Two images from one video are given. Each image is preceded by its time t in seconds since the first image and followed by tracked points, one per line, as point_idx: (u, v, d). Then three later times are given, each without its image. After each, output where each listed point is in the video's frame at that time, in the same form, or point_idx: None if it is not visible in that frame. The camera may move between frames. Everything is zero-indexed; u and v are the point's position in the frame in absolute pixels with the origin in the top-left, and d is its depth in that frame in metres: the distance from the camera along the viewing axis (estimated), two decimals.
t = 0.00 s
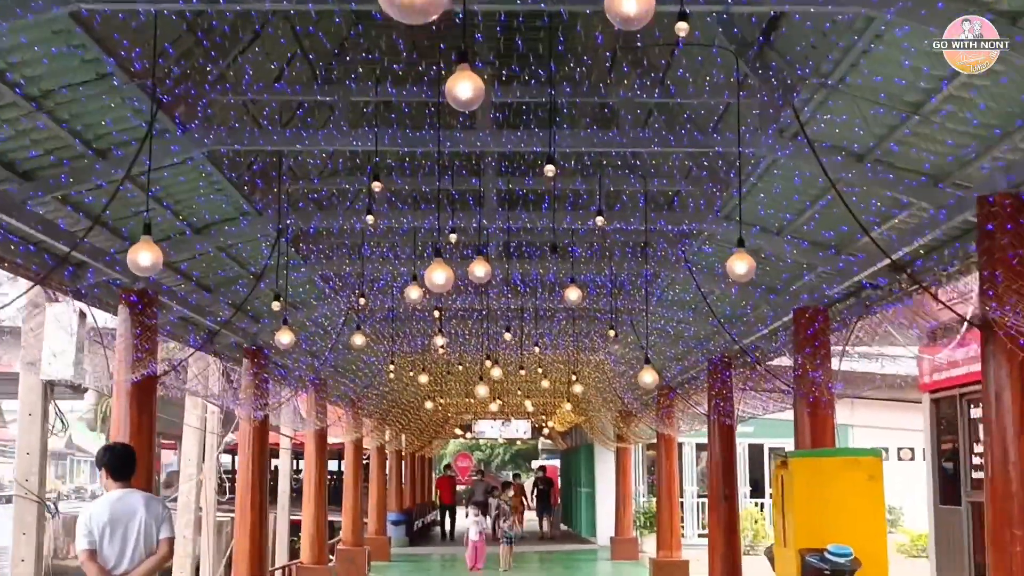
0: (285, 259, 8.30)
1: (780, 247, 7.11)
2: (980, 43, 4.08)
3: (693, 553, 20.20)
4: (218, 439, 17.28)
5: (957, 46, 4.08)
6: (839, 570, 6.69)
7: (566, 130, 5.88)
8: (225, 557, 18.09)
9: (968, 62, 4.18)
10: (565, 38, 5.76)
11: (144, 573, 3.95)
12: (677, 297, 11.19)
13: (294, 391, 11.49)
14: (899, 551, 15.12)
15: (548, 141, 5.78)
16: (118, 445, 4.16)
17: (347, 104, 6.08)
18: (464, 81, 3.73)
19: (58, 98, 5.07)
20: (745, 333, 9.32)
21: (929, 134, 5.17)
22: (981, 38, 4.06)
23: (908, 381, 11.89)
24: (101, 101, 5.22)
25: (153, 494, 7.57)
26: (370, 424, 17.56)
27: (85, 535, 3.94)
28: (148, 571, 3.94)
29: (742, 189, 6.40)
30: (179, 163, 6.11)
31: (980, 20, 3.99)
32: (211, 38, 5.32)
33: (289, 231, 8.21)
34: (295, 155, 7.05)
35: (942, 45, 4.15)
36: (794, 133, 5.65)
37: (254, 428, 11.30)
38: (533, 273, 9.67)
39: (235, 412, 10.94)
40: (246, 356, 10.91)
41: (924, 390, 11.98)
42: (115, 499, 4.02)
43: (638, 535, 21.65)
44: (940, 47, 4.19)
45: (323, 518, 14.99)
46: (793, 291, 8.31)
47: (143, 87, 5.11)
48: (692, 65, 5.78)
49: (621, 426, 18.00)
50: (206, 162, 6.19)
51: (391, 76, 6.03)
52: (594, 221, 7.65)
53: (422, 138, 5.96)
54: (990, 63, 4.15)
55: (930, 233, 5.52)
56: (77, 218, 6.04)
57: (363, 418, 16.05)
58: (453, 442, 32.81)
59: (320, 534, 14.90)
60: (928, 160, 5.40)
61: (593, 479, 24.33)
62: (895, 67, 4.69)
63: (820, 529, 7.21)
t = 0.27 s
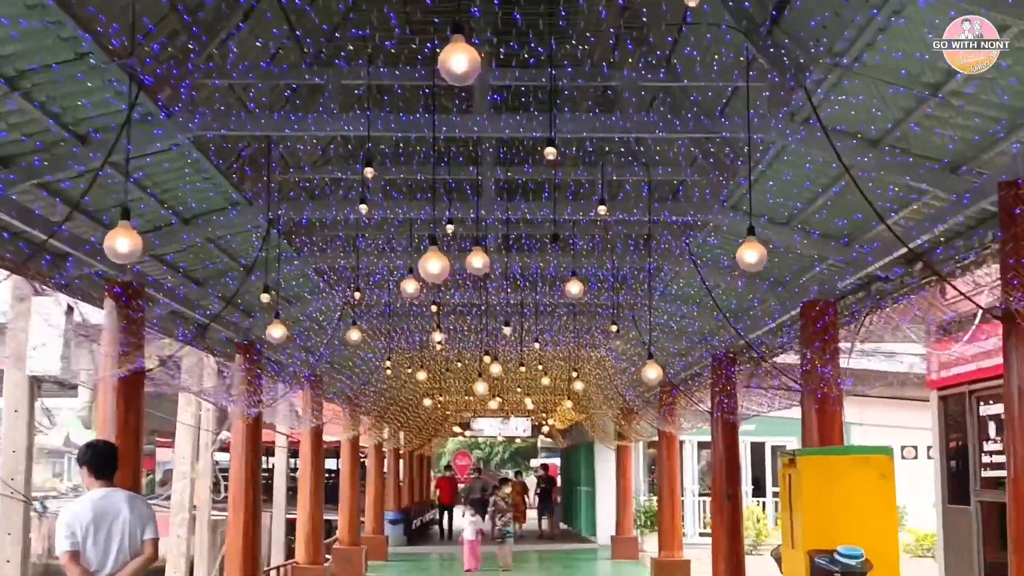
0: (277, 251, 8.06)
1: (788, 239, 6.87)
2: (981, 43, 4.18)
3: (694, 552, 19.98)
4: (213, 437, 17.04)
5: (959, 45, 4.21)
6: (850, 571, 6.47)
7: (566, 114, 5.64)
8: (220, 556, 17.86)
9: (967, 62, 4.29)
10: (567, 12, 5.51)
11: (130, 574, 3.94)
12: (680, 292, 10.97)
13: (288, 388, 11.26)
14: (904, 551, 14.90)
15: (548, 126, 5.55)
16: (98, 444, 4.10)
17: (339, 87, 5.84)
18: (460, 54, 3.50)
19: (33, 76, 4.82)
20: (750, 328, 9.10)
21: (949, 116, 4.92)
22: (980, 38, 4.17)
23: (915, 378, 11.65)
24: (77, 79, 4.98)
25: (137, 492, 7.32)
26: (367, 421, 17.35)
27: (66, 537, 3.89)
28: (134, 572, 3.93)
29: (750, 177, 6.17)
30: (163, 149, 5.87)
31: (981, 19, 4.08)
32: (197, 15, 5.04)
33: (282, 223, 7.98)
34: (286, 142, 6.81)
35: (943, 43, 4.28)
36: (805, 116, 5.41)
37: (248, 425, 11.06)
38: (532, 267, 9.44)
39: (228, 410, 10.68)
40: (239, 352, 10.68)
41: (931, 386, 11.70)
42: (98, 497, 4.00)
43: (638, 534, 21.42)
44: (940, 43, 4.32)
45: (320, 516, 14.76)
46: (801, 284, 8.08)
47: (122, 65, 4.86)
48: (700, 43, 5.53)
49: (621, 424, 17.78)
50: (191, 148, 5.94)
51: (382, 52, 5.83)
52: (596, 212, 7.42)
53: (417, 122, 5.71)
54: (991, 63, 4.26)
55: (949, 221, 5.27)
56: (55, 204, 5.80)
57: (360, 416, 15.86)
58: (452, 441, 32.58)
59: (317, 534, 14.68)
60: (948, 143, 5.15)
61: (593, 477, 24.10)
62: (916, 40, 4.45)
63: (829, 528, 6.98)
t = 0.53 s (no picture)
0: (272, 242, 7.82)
1: (802, 227, 6.63)
2: (981, 43, 4.21)
3: (697, 552, 19.75)
4: (209, 435, 16.79)
5: (957, 45, 4.23)
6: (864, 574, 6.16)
7: (573, 95, 5.40)
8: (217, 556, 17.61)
9: (968, 62, 4.27)
10: None
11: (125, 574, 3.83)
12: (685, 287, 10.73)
13: (284, 384, 11.02)
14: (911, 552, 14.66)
15: (554, 109, 5.31)
16: (85, 439, 3.97)
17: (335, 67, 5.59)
18: (463, 20, 3.26)
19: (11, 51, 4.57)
20: (758, 322, 8.84)
21: (977, 95, 4.67)
22: (980, 37, 4.18)
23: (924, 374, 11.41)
24: (58, 54, 4.72)
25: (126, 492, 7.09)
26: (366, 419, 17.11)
27: (60, 536, 3.75)
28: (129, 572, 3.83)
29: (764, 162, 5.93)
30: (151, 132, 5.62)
31: (980, 19, 4.13)
32: None
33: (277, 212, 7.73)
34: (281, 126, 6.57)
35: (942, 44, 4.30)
36: (823, 97, 5.18)
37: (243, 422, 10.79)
38: (534, 259, 9.20)
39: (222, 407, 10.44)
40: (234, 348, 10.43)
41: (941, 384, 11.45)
42: (91, 494, 3.88)
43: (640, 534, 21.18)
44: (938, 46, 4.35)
45: (316, 516, 14.54)
46: (812, 276, 7.83)
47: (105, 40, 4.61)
48: (714, 18, 5.29)
49: (623, 422, 17.54)
50: (181, 131, 5.69)
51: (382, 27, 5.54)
52: (603, 201, 7.17)
53: (417, 104, 5.46)
54: (991, 63, 4.27)
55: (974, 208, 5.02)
56: (38, 189, 5.55)
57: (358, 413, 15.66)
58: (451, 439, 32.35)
59: (314, 533, 14.45)
60: (974, 125, 4.90)
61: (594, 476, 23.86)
62: (945, 12, 4.20)
63: (846, 525, 6.66)
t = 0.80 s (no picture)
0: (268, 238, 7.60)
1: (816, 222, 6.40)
2: (981, 43, 4.15)
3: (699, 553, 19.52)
4: (206, 436, 16.55)
5: (957, 45, 4.17)
6: None
7: (578, 83, 5.18)
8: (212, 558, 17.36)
9: (967, 62, 4.22)
10: None
11: None
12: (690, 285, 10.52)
13: (281, 383, 10.81)
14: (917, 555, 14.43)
15: (559, 96, 5.09)
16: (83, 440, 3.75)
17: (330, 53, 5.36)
18: None
19: None
20: (767, 321, 8.62)
21: (1002, 81, 4.44)
22: (980, 38, 4.14)
23: (934, 374, 11.17)
24: (36, 35, 4.50)
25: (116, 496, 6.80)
26: (365, 419, 16.91)
27: (60, 538, 3.58)
28: None
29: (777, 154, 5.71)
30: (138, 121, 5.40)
31: (981, 18, 4.07)
32: None
33: (273, 206, 7.51)
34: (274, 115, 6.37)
35: (941, 45, 4.24)
36: (840, 84, 4.96)
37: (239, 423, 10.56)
38: (537, 256, 8.99)
39: (218, 407, 10.20)
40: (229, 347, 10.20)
41: (950, 384, 11.23)
42: (89, 496, 3.68)
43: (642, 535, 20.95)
44: (938, 47, 4.29)
45: (313, 518, 14.32)
46: (823, 273, 7.60)
47: (86, 21, 4.39)
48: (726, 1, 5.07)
49: (625, 422, 17.32)
50: (169, 120, 5.47)
51: (379, 11, 5.30)
52: (608, 196, 6.95)
53: (415, 92, 5.25)
54: (990, 63, 4.21)
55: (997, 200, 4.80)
56: (19, 179, 5.33)
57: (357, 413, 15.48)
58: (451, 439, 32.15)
59: (311, 536, 14.20)
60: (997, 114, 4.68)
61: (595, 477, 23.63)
62: None
63: (855, 529, 6.35)
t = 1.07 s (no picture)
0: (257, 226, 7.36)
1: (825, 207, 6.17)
2: (982, 44, 4.19)
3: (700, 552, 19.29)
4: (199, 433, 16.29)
5: (958, 47, 4.21)
6: None
7: (579, 57, 4.94)
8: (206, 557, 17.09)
9: (967, 62, 4.24)
10: None
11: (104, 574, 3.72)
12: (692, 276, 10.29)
13: (274, 378, 10.57)
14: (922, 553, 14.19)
15: (559, 71, 4.84)
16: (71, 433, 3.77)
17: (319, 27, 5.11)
18: None
19: None
20: (772, 313, 8.38)
21: None
22: (980, 37, 4.18)
23: (941, 369, 10.94)
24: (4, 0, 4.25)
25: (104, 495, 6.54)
26: (361, 416, 16.68)
27: (48, 529, 3.59)
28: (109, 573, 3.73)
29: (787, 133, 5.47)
30: (117, 98, 5.15)
31: (983, 20, 4.13)
32: None
33: (262, 193, 7.26)
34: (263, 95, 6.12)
35: (942, 45, 4.29)
36: (854, 58, 4.72)
37: (232, 418, 10.36)
38: (535, 247, 8.75)
39: (209, 402, 9.95)
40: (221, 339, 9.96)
41: (957, 379, 10.99)
42: (77, 489, 3.71)
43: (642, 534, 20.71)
44: (940, 47, 4.33)
45: (308, 515, 14.09)
46: (832, 262, 7.36)
47: None
48: None
49: (625, 419, 17.09)
50: (150, 97, 5.22)
51: None
52: (610, 181, 6.70)
53: (408, 66, 4.99)
54: (992, 65, 4.23)
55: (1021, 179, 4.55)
56: None
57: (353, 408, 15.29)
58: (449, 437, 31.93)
59: (306, 533, 13.96)
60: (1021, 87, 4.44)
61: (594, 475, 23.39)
62: None
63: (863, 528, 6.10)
